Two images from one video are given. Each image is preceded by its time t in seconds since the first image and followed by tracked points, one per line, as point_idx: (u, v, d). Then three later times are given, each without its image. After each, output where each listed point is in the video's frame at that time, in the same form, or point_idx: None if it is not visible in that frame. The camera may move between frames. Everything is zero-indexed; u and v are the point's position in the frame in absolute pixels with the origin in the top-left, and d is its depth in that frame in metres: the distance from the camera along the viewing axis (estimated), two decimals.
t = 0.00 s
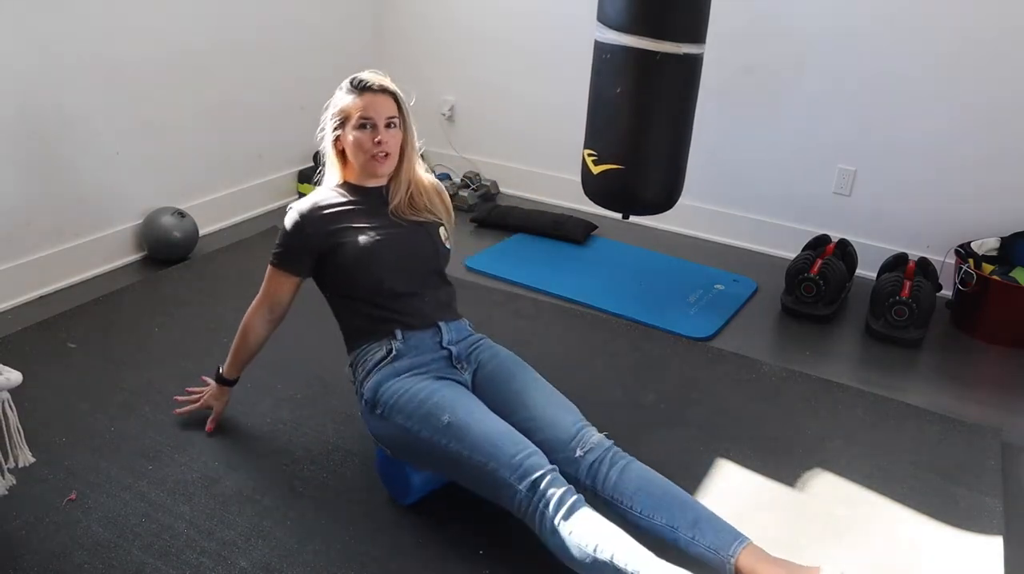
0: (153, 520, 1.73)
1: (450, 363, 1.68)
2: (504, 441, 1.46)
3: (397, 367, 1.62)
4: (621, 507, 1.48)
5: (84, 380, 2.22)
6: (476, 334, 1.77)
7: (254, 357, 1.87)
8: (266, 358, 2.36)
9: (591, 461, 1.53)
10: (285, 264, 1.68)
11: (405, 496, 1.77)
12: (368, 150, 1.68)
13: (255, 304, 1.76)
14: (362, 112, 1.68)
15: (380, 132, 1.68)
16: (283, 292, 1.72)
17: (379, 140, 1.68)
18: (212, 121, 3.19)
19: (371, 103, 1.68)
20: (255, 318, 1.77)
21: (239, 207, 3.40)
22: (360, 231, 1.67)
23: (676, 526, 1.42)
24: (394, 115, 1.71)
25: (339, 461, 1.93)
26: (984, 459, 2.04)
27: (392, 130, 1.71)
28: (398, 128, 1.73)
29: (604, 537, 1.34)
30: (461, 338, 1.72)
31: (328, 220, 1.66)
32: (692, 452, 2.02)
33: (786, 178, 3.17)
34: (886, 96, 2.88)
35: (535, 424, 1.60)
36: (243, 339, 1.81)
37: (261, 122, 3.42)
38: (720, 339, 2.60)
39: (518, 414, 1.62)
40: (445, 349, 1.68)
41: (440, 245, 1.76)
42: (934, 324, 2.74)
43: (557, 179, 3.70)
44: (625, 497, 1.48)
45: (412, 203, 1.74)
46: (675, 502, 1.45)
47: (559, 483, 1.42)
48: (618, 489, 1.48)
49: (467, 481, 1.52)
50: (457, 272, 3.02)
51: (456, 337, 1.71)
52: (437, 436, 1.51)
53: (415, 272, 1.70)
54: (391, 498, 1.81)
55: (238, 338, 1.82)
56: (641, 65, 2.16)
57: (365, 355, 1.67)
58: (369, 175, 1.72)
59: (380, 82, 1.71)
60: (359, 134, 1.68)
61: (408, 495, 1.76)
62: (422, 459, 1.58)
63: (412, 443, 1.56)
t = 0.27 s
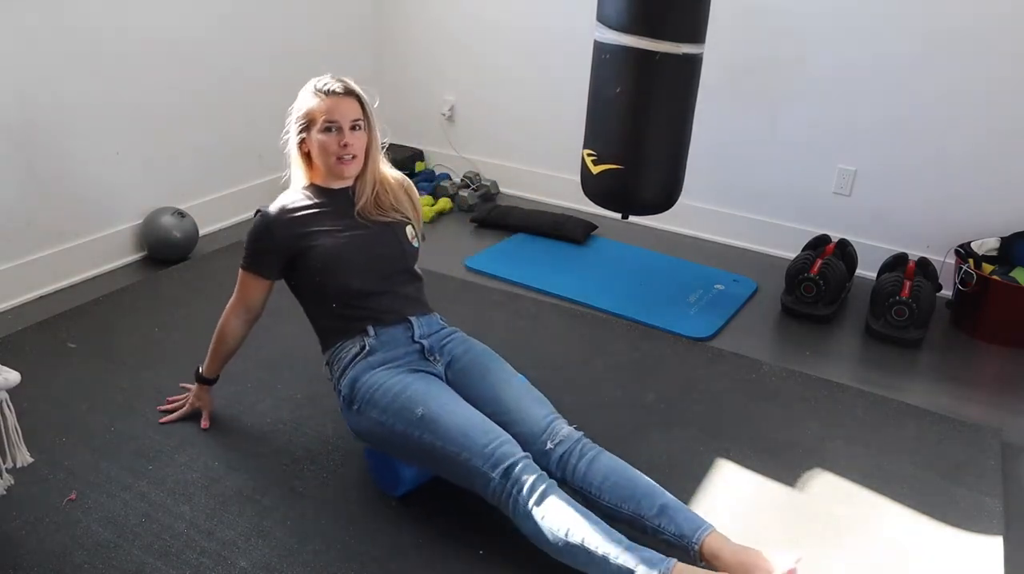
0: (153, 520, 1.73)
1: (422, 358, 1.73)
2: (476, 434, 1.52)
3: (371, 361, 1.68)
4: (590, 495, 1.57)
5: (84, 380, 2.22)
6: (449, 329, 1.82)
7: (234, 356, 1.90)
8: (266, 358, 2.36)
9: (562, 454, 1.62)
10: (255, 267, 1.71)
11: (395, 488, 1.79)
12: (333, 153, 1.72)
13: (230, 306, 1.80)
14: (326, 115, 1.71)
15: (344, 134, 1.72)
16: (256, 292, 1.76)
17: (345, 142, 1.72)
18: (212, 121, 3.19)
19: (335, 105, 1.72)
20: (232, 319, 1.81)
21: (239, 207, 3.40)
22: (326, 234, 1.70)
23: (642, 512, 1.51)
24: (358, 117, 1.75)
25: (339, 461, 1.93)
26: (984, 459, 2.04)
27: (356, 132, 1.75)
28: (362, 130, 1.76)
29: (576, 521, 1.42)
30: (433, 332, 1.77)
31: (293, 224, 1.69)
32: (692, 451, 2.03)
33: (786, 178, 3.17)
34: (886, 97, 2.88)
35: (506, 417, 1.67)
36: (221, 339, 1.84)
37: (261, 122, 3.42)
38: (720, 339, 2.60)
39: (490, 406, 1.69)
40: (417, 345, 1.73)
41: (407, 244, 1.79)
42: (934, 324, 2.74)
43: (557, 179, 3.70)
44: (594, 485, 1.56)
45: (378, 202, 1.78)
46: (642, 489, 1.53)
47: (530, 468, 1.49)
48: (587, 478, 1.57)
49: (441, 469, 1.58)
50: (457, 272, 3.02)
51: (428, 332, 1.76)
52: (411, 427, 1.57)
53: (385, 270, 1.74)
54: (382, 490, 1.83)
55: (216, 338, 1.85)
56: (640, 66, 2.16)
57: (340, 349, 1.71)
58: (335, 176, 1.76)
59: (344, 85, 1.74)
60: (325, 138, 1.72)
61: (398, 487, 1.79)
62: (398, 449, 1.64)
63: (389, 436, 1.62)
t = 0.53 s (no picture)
0: (153, 520, 1.73)
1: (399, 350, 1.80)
2: (447, 420, 1.59)
3: (348, 355, 1.74)
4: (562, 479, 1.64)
5: (84, 380, 2.22)
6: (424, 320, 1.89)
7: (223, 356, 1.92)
8: (267, 359, 2.36)
9: (534, 438, 1.68)
10: (234, 264, 1.73)
11: (385, 478, 1.81)
12: (307, 150, 1.75)
13: (218, 305, 1.81)
14: (301, 113, 1.73)
15: (319, 132, 1.75)
16: (244, 288, 1.77)
17: (319, 139, 1.75)
18: (212, 121, 3.19)
19: (310, 103, 1.74)
20: (221, 318, 1.82)
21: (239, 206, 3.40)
22: (304, 231, 1.75)
23: (613, 495, 1.57)
24: (332, 114, 1.77)
25: (339, 461, 1.93)
26: (984, 459, 2.04)
27: (331, 129, 1.77)
28: (337, 126, 1.79)
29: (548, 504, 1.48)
30: (408, 325, 1.83)
31: (272, 219, 1.72)
32: (692, 451, 2.03)
33: (786, 178, 3.17)
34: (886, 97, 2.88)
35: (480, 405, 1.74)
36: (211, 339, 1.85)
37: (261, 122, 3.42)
38: (720, 339, 2.60)
39: (463, 393, 1.76)
40: (393, 337, 1.79)
41: (383, 240, 1.85)
42: (934, 325, 2.74)
43: (557, 179, 3.70)
44: (566, 469, 1.63)
45: (354, 199, 1.83)
46: (612, 473, 1.59)
47: (501, 451, 1.55)
48: (558, 462, 1.64)
49: (417, 456, 1.65)
50: (457, 272, 3.03)
51: (403, 325, 1.83)
52: (387, 416, 1.64)
53: (362, 265, 1.80)
54: (370, 481, 1.86)
55: (205, 339, 1.87)
56: (641, 65, 2.15)
57: (319, 344, 1.78)
58: (311, 173, 1.80)
59: (318, 82, 1.76)
60: (299, 135, 1.75)
61: (387, 478, 1.81)
62: (375, 440, 1.70)
63: (366, 426, 1.69)
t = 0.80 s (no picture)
0: (153, 520, 1.73)
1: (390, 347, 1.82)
2: (438, 406, 1.61)
3: (341, 352, 1.77)
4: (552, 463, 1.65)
5: (84, 380, 2.22)
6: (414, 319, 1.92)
7: (224, 356, 1.92)
8: (266, 358, 2.35)
9: (525, 423, 1.70)
10: (232, 257, 1.74)
11: (380, 476, 1.83)
12: (299, 148, 1.76)
13: (216, 303, 1.82)
14: (294, 112, 1.74)
15: (311, 130, 1.76)
16: (244, 283, 1.78)
17: (311, 138, 1.76)
18: (212, 121, 3.19)
19: (300, 101, 1.74)
20: (221, 316, 1.83)
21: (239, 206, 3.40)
22: (301, 225, 1.77)
23: (604, 478, 1.59)
24: (323, 112, 1.78)
25: (339, 460, 1.93)
26: (984, 459, 2.04)
27: (323, 126, 1.78)
28: (329, 124, 1.80)
29: (539, 483, 1.50)
30: (399, 322, 1.86)
31: (267, 214, 1.74)
32: (692, 451, 2.03)
33: (786, 178, 3.17)
34: (886, 97, 2.88)
35: (470, 392, 1.76)
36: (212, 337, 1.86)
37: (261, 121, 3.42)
38: (720, 339, 2.60)
39: (453, 385, 1.78)
40: (385, 334, 1.82)
41: (374, 236, 1.89)
42: (934, 325, 2.74)
43: (557, 179, 3.70)
44: (558, 452, 1.65)
45: (345, 195, 1.85)
46: (603, 456, 1.61)
47: (491, 434, 1.57)
48: (550, 445, 1.66)
49: (409, 445, 1.67)
50: (457, 272, 3.03)
51: (394, 322, 1.85)
52: (378, 407, 1.66)
53: (355, 260, 1.85)
54: (367, 478, 1.87)
55: (205, 338, 1.87)
56: (643, 65, 2.15)
57: (311, 343, 1.80)
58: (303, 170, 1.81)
59: (309, 80, 1.77)
60: (292, 133, 1.75)
61: (382, 476, 1.82)
62: (369, 433, 1.72)
63: (359, 420, 1.71)
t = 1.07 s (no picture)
0: (153, 520, 1.73)
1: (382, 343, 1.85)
2: (421, 396, 1.63)
3: (332, 347, 1.80)
4: (545, 434, 1.68)
5: (84, 380, 2.22)
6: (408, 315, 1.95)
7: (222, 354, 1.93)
8: (266, 358, 2.36)
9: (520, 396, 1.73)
10: (228, 256, 1.74)
11: (373, 470, 1.85)
12: (302, 149, 1.76)
13: (214, 302, 1.82)
14: (297, 113, 1.73)
15: (315, 131, 1.76)
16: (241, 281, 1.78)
17: (315, 138, 1.76)
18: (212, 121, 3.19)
19: (305, 103, 1.74)
20: (219, 314, 1.83)
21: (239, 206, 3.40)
22: (298, 224, 1.78)
23: (595, 452, 1.63)
24: (325, 112, 1.78)
25: (339, 460, 1.93)
26: (984, 459, 2.04)
27: (324, 127, 1.79)
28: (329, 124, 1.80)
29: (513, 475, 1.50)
30: (391, 320, 1.88)
31: (265, 213, 1.75)
32: (692, 451, 2.03)
33: (786, 178, 3.17)
34: (886, 97, 2.88)
35: (462, 373, 1.79)
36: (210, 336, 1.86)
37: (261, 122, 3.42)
38: (720, 339, 2.60)
39: (446, 372, 1.81)
40: (376, 331, 1.85)
41: (370, 237, 1.91)
42: (934, 325, 2.74)
43: (557, 178, 3.70)
44: (550, 429, 1.68)
45: (345, 195, 1.87)
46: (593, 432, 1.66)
47: (468, 423, 1.58)
48: (541, 419, 1.69)
49: (394, 436, 1.70)
50: (457, 272, 3.03)
51: (386, 319, 1.88)
52: (361, 397, 1.69)
53: (350, 259, 1.86)
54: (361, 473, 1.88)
55: (203, 337, 1.87)
56: (645, 65, 2.15)
57: (303, 339, 1.83)
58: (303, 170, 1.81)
59: (311, 80, 1.76)
60: (295, 134, 1.75)
61: (375, 471, 1.84)
62: (359, 425, 1.75)
63: (347, 413, 1.74)
